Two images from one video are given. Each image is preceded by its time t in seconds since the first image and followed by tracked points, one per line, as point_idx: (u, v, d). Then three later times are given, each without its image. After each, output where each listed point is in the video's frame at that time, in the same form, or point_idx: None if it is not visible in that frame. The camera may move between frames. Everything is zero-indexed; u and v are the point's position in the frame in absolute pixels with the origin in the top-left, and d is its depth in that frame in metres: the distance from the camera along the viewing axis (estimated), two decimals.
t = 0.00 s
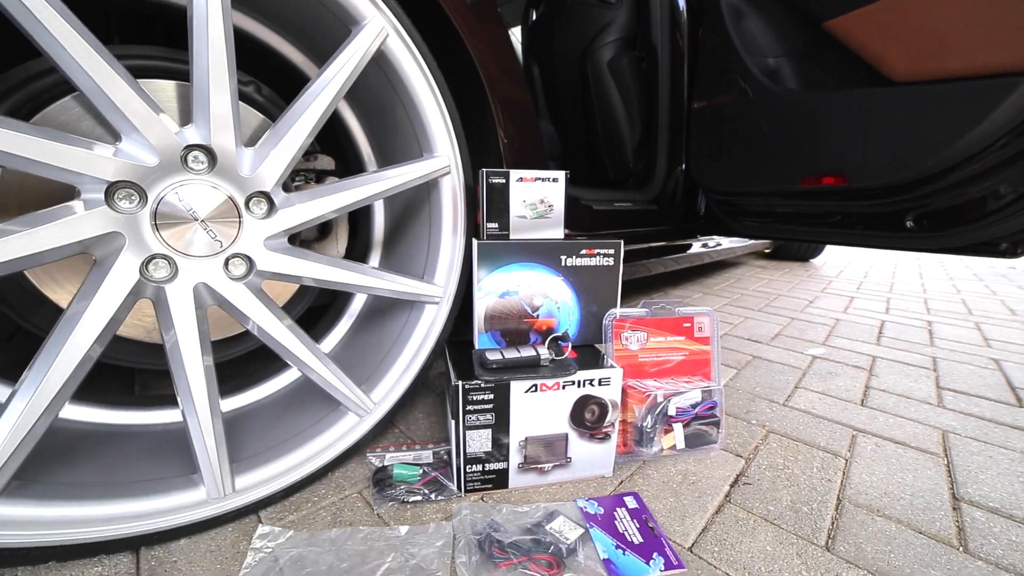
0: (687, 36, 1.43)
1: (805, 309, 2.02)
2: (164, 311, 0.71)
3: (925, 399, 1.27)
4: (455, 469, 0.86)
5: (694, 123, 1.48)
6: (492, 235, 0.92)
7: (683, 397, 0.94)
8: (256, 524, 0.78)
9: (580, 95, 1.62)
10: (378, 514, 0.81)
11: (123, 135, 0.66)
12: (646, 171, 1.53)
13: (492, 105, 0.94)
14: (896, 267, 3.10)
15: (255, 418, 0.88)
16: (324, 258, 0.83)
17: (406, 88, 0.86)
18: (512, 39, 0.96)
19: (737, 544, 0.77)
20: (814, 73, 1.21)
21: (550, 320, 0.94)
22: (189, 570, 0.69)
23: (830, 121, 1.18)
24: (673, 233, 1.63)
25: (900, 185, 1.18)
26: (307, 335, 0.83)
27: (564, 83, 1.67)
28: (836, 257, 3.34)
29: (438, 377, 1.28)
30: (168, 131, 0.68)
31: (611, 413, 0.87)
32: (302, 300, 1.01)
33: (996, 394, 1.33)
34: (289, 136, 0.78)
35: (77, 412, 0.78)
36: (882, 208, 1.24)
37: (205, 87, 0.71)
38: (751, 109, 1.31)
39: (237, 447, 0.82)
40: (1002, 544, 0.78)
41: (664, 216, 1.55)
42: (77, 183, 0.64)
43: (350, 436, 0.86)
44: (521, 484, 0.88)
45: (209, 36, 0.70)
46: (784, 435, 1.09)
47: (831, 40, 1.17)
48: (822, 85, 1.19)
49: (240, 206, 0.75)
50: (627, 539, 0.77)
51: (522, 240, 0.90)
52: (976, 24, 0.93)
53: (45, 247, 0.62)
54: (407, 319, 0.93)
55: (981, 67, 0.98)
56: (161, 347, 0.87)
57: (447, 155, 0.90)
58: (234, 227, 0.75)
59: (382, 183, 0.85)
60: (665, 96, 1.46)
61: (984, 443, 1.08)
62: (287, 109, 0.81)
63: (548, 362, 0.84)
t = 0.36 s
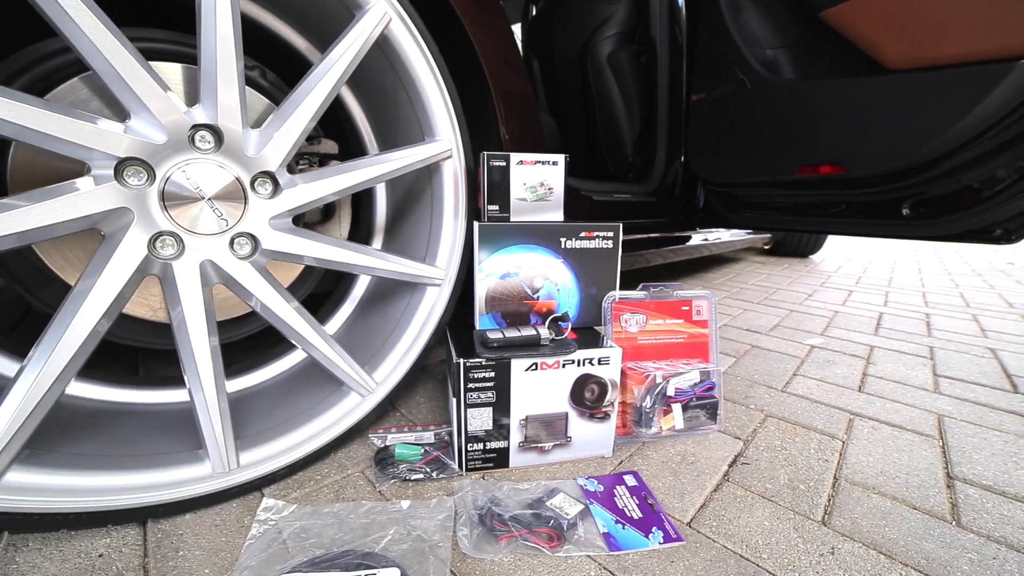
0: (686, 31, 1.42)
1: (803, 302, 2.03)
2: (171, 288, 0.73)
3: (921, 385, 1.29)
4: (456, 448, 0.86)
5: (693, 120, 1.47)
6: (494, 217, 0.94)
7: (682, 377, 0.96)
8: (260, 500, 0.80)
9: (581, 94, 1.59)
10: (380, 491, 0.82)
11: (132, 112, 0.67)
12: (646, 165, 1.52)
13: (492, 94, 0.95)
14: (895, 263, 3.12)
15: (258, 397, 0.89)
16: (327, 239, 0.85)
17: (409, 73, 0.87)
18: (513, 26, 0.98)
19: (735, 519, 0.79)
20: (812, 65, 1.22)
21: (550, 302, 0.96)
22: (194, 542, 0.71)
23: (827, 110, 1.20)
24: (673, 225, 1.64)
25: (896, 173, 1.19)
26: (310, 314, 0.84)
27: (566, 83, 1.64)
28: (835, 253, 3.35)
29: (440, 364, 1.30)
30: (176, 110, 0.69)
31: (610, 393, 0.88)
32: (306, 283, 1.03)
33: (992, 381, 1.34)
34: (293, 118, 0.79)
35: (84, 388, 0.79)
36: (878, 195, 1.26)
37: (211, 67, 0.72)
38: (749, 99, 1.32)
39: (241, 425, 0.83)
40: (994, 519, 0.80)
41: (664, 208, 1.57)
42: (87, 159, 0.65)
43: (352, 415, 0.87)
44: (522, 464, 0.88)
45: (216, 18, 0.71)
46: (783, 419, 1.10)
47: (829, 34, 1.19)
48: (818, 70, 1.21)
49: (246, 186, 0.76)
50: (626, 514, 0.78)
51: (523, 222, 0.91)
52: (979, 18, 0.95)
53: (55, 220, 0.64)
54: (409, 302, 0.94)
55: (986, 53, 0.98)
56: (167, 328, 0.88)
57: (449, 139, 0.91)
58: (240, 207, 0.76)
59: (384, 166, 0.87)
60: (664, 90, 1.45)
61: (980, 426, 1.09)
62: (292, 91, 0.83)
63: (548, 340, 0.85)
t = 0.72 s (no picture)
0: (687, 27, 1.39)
1: (804, 295, 2.04)
2: (181, 268, 0.74)
3: (920, 373, 1.30)
4: (460, 429, 0.87)
5: (693, 112, 1.48)
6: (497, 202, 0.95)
7: (682, 360, 0.97)
8: (266, 478, 0.81)
9: (581, 92, 1.57)
10: (385, 471, 0.83)
11: (143, 94, 0.69)
12: (646, 159, 1.50)
13: (498, 92, 0.97)
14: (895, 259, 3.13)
15: (264, 379, 0.90)
16: (332, 223, 0.86)
17: (413, 61, 0.88)
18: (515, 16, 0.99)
19: (736, 497, 0.80)
20: (812, 55, 1.22)
21: (552, 286, 0.97)
22: (203, 517, 0.72)
23: (825, 102, 1.20)
24: (674, 218, 1.63)
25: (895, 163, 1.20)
26: (315, 296, 0.86)
27: (568, 83, 1.61)
28: (835, 250, 3.35)
29: (442, 353, 1.31)
30: (187, 93, 0.71)
31: (611, 374, 0.89)
32: (311, 268, 1.04)
33: (990, 369, 1.35)
34: (299, 103, 0.81)
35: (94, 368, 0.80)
36: (877, 185, 1.27)
37: (221, 51, 0.73)
38: (750, 92, 1.33)
39: (247, 405, 0.84)
40: (990, 497, 0.81)
41: (664, 201, 1.55)
42: (100, 139, 0.66)
43: (357, 397, 0.88)
44: (525, 445, 0.89)
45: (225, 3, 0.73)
46: (783, 404, 1.11)
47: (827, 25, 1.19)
48: (818, 62, 1.21)
49: (254, 169, 0.78)
50: (628, 492, 0.79)
51: (525, 207, 0.93)
52: (980, 13, 0.95)
53: (68, 198, 0.65)
54: (413, 286, 0.96)
55: (986, 41, 0.97)
56: (175, 310, 0.89)
57: (453, 126, 0.93)
58: (248, 189, 0.77)
59: (389, 151, 0.88)
60: (664, 83, 1.42)
61: (978, 412, 1.10)
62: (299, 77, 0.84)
63: (550, 323, 0.86)
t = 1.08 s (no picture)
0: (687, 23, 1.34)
1: (803, 288, 2.06)
2: (191, 243, 0.76)
3: (918, 359, 1.31)
4: (464, 406, 0.89)
5: (692, 108, 1.43)
6: (500, 184, 0.97)
7: (682, 339, 0.99)
8: (272, 452, 0.82)
9: (582, 90, 1.48)
10: (389, 445, 0.84)
11: (157, 72, 0.71)
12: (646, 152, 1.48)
13: (502, 85, 1.00)
14: (895, 255, 3.14)
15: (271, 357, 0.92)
16: (338, 202, 0.88)
17: (418, 45, 0.90)
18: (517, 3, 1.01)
19: (735, 470, 0.81)
20: (809, 44, 1.20)
21: (554, 267, 0.98)
22: (212, 487, 0.74)
23: (825, 91, 1.19)
24: (672, 210, 1.64)
25: (894, 150, 1.21)
26: (322, 275, 0.87)
27: (569, 78, 1.49)
28: (836, 246, 3.36)
29: (445, 339, 1.32)
30: (199, 72, 0.72)
31: (613, 352, 0.90)
32: (317, 252, 1.06)
33: (987, 355, 1.37)
34: (306, 85, 0.83)
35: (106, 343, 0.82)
36: (876, 172, 1.28)
37: (232, 32, 0.75)
38: (749, 83, 1.30)
39: (254, 381, 0.85)
40: (984, 469, 0.82)
41: (664, 193, 1.55)
42: (114, 115, 0.68)
43: (361, 374, 0.89)
44: (527, 422, 0.90)
45: None
46: (782, 387, 1.12)
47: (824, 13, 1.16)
48: (817, 52, 1.19)
49: (263, 148, 0.80)
50: (629, 465, 0.80)
51: (528, 188, 0.94)
52: (984, 12, 0.95)
53: (83, 171, 0.66)
54: (417, 268, 0.97)
55: (986, 26, 0.96)
56: (183, 289, 0.91)
57: (456, 110, 0.94)
58: (257, 168, 0.79)
59: (393, 133, 0.90)
60: (664, 78, 1.37)
61: (975, 393, 1.12)
62: (305, 61, 0.86)
63: (552, 300, 0.88)
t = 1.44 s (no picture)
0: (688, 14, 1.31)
1: (806, 280, 2.07)
2: (206, 220, 0.77)
3: (919, 345, 1.33)
4: (471, 385, 0.90)
5: (693, 100, 1.43)
6: (506, 168, 0.99)
7: (685, 321, 1.01)
8: (282, 428, 0.84)
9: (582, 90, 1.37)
10: (398, 421, 0.85)
11: (175, 52, 0.73)
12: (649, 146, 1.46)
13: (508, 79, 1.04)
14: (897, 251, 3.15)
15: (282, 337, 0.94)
16: (347, 184, 0.90)
17: (426, 31, 0.92)
18: None
19: (739, 445, 0.82)
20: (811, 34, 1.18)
21: (559, 249, 1.00)
22: (225, 459, 0.76)
23: (825, 80, 1.19)
24: (673, 202, 1.67)
25: (895, 137, 1.20)
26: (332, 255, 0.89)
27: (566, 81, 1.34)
28: (837, 242, 3.37)
29: (450, 326, 1.34)
30: (215, 54, 0.74)
31: (618, 332, 0.91)
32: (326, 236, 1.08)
33: (988, 342, 1.38)
34: (318, 70, 0.85)
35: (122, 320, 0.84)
36: (877, 161, 1.28)
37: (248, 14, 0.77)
38: (750, 74, 1.29)
39: (266, 358, 0.87)
40: (984, 445, 0.84)
41: (665, 185, 1.56)
42: (133, 94, 0.70)
43: (371, 353, 0.91)
44: (534, 401, 0.91)
45: None
46: (784, 370, 1.13)
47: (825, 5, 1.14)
48: (816, 42, 1.17)
49: (276, 129, 0.82)
50: (635, 440, 0.81)
51: (534, 171, 0.96)
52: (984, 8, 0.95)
53: (104, 147, 0.69)
54: (425, 250, 0.99)
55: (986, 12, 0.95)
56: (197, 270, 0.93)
57: (463, 95, 0.96)
58: (270, 148, 0.81)
59: (402, 118, 0.92)
60: (667, 76, 1.36)
61: (976, 377, 1.13)
62: (315, 47, 0.88)
63: (558, 280, 0.89)
